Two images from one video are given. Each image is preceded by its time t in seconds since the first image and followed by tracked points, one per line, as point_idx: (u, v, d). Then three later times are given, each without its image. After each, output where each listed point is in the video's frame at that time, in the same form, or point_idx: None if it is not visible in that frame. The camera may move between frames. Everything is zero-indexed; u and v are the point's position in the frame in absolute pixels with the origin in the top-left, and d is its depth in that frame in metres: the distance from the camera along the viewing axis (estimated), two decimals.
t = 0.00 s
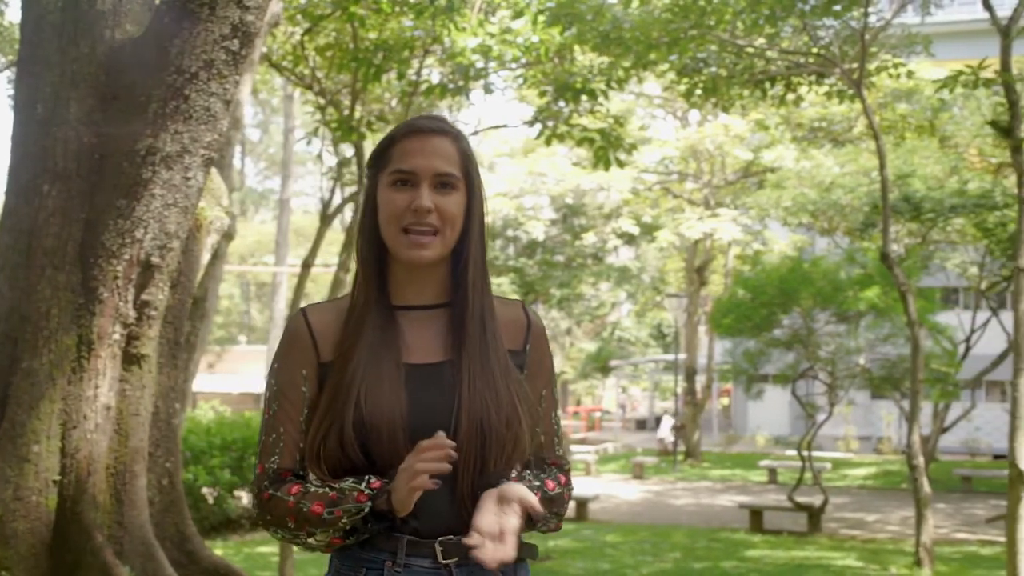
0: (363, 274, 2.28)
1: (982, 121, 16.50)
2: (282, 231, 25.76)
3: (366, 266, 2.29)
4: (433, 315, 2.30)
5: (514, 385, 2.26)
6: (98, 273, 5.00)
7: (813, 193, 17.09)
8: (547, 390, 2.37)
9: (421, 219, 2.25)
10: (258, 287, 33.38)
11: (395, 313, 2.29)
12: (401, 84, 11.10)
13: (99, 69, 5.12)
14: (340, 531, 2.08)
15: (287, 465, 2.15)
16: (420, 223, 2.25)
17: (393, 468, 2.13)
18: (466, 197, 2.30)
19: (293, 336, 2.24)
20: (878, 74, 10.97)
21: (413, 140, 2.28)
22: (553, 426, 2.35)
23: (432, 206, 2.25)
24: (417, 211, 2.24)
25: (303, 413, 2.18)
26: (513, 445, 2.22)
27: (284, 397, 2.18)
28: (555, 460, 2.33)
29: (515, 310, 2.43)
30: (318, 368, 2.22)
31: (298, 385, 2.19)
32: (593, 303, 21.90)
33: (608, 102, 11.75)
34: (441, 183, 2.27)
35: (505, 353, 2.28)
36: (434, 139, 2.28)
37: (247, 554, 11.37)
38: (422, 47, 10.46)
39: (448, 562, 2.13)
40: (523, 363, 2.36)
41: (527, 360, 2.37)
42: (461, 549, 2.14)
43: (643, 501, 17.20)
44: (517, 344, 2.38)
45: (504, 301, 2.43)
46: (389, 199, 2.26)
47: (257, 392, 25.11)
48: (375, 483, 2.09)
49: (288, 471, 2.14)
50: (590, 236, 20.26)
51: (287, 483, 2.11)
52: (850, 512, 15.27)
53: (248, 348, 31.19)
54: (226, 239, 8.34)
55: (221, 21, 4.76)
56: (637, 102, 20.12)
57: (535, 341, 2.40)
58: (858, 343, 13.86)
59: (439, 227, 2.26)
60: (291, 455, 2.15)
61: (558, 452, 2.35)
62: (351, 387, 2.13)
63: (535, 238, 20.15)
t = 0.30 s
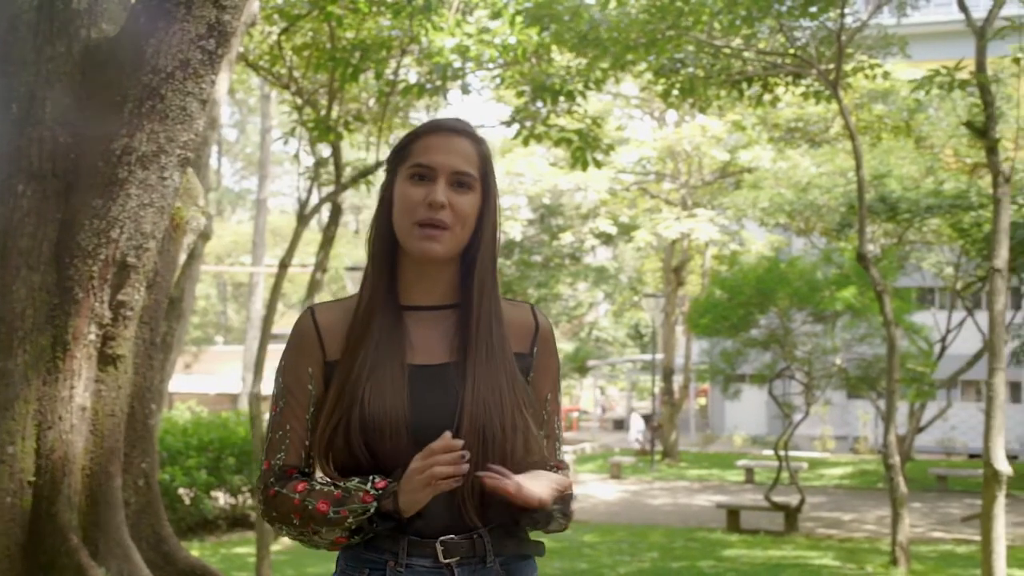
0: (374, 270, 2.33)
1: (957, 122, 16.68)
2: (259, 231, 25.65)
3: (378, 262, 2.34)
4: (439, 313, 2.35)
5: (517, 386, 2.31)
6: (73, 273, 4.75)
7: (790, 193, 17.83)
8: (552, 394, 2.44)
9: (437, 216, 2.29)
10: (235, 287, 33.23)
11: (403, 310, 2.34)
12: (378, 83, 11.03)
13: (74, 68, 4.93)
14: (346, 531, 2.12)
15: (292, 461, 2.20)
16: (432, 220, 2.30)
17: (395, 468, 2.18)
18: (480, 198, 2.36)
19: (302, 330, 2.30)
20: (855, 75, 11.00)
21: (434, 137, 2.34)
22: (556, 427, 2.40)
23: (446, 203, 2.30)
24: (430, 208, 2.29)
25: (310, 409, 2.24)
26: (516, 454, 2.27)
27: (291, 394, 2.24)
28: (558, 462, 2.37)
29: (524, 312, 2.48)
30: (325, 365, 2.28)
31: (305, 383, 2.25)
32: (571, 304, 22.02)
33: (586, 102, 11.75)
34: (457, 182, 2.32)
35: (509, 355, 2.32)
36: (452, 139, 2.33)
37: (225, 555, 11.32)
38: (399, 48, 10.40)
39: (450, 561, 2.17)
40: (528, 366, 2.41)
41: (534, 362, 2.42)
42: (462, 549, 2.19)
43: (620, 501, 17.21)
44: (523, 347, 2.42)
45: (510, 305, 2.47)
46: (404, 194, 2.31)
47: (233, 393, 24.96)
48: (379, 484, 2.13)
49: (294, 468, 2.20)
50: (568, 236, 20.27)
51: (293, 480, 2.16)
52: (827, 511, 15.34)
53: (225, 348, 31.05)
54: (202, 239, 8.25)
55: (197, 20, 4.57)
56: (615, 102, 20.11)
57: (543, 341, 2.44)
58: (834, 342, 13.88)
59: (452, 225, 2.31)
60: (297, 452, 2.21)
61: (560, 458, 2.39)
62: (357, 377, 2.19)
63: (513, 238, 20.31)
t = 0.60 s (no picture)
0: (387, 276, 2.43)
1: (933, 122, 16.83)
2: (237, 231, 25.53)
3: (391, 269, 2.43)
4: (452, 317, 2.44)
5: (528, 389, 2.40)
6: (50, 272, 4.65)
7: (768, 193, 17.97)
8: (566, 394, 2.50)
9: (451, 227, 2.39)
10: (212, 287, 33.05)
11: (416, 314, 2.44)
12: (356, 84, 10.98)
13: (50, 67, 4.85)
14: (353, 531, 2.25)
15: (306, 460, 2.34)
16: (446, 231, 2.39)
17: (404, 467, 2.29)
18: (493, 209, 2.44)
19: (317, 332, 2.41)
20: (832, 75, 11.02)
21: (444, 150, 2.42)
22: (570, 426, 2.48)
23: (460, 215, 2.39)
24: (445, 220, 2.39)
25: (323, 410, 2.36)
26: (528, 455, 2.35)
27: (306, 395, 2.37)
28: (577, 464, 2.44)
29: (537, 316, 2.56)
30: (338, 365, 2.39)
31: (318, 383, 2.37)
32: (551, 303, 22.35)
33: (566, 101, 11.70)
34: (470, 194, 2.41)
35: (521, 359, 2.41)
36: (466, 152, 2.42)
37: (202, 556, 11.25)
38: (378, 48, 10.34)
39: (460, 559, 2.27)
40: (542, 369, 2.50)
41: (546, 365, 2.50)
42: (472, 547, 2.29)
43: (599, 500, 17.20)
44: (536, 352, 2.51)
45: (523, 311, 2.56)
46: (418, 206, 2.41)
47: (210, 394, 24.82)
48: (386, 487, 2.24)
49: (308, 466, 2.33)
50: (546, 236, 20.28)
51: (306, 479, 2.31)
52: (805, 510, 15.40)
53: (202, 349, 30.88)
54: (178, 240, 8.15)
55: (174, 19, 4.52)
56: (594, 102, 20.10)
57: (555, 347, 2.53)
58: (812, 342, 13.87)
59: (465, 236, 2.40)
60: (310, 451, 2.34)
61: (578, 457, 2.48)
62: (371, 377, 2.29)
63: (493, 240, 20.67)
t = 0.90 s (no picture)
0: (406, 276, 2.45)
1: (914, 123, 16.91)
2: (218, 231, 25.43)
3: (410, 268, 2.46)
4: (471, 315, 2.46)
5: (547, 386, 2.42)
6: (29, 273, 4.49)
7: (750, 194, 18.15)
8: (582, 396, 2.47)
9: (468, 229, 2.40)
10: (193, 288, 32.90)
11: (435, 312, 2.46)
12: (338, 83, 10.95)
13: (30, 68, 4.80)
14: (366, 518, 2.29)
15: (323, 450, 2.38)
16: (465, 231, 2.40)
17: (422, 461, 2.33)
18: (509, 206, 2.45)
19: (337, 327, 2.44)
20: (813, 76, 11.04)
21: (459, 150, 2.42)
22: (583, 430, 2.45)
23: (478, 217, 2.40)
24: (463, 221, 2.40)
25: (341, 402, 2.40)
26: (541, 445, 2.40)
27: (325, 388, 2.41)
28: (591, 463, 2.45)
29: (555, 317, 2.55)
30: (359, 359, 2.42)
31: (338, 376, 2.40)
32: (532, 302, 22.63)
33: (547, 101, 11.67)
34: (487, 193, 2.42)
35: (540, 357, 2.42)
36: (481, 152, 2.42)
37: (183, 557, 11.19)
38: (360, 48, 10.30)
39: (466, 552, 2.31)
40: (559, 365, 2.49)
41: (564, 366, 2.48)
42: (478, 541, 2.32)
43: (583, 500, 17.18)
44: (556, 348, 2.51)
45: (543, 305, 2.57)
46: (436, 207, 2.42)
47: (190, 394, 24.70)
48: (404, 477, 2.30)
49: (323, 457, 2.38)
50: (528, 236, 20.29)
51: (322, 468, 2.35)
52: (786, 510, 15.44)
53: (183, 349, 30.75)
54: (158, 240, 8.08)
55: (155, 19, 4.51)
56: (576, 102, 20.10)
57: (573, 346, 2.52)
58: (793, 342, 13.92)
59: (485, 236, 2.41)
60: (327, 442, 2.39)
61: (588, 460, 2.45)
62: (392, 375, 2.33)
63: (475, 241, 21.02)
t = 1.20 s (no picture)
0: (407, 277, 2.42)
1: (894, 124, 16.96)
2: (198, 231, 25.32)
3: (411, 271, 2.43)
4: (472, 317, 2.43)
5: (548, 390, 2.39)
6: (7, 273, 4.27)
7: (730, 194, 18.51)
8: (585, 397, 2.46)
9: (471, 232, 2.37)
10: (173, 288, 32.73)
11: (436, 314, 2.43)
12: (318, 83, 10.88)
13: (9, 67, 4.69)
14: (372, 522, 2.26)
15: (326, 452, 2.35)
16: (465, 233, 2.37)
17: (425, 465, 2.30)
18: (509, 209, 2.42)
19: (338, 329, 2.41)
20: (793, 76, 11.06)
21: (460, 152, 2.40)
22: (588, 430, 2.44)
23: (479, 219, 2.37)
24: (463, 223, 2.37)
25: (344, 403, 2.37)
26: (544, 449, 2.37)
27: (326, 389, 2.37)
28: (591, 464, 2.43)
29: (556, 318, 2.53)
30: (360, 361, 2.39)
31: (340, 377, 2.37)
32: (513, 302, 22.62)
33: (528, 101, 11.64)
34: (487, 196, 2.39)
35: (540, 361, 2.40)
36: (480, 155, 2.39)
37: (162, 558, 11.11)
38: (340, 47, 10.25)
39: (461, 549, 2.29)
40: (560, 369, 2.47)
41: (565, 367, 2.47)
42: (474, 539, 2.30)
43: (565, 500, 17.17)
44: (557, 352, 2.49)
45: (544, 307, 2.54)
46: (436, 209, 2.39)
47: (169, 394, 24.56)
48: (409, 482, 2.27)
49: (327, 459, 2.35)
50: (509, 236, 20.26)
51: (327, 470, 2.32)
52: (767, 509, 15.45)
53: (163, 349, 30.60)
54: (138, 240, 8.02)
55: (134, 18, 4.34)
56: (556, 103, 20.08)
57: (574, 349, 2.49)
58: (773, 342, 13.94)
59: (486, 238, 2.38)
60: (330, 443, 2.36)
61: (594, 459, 2.44)
62: (394, 378, 2.30)
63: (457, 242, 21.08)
